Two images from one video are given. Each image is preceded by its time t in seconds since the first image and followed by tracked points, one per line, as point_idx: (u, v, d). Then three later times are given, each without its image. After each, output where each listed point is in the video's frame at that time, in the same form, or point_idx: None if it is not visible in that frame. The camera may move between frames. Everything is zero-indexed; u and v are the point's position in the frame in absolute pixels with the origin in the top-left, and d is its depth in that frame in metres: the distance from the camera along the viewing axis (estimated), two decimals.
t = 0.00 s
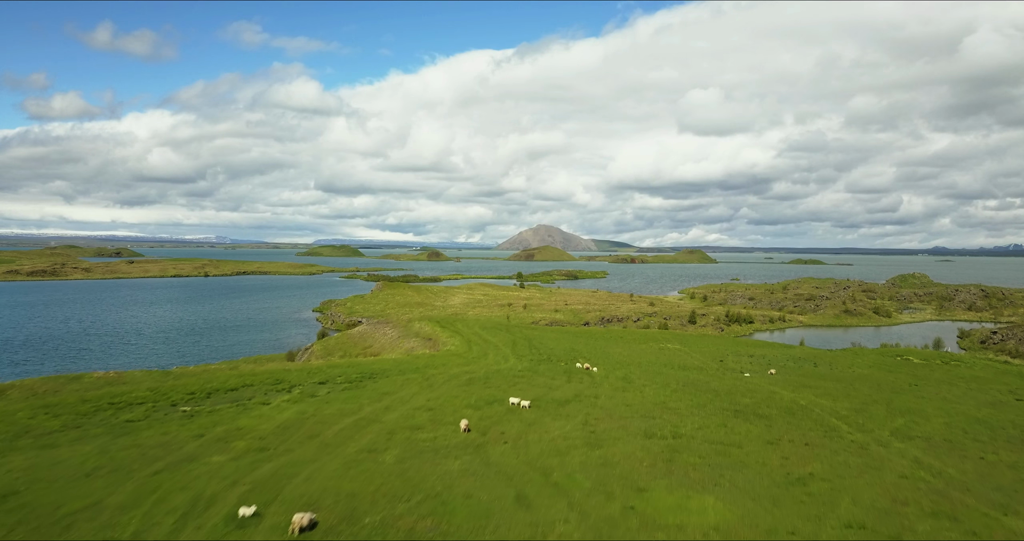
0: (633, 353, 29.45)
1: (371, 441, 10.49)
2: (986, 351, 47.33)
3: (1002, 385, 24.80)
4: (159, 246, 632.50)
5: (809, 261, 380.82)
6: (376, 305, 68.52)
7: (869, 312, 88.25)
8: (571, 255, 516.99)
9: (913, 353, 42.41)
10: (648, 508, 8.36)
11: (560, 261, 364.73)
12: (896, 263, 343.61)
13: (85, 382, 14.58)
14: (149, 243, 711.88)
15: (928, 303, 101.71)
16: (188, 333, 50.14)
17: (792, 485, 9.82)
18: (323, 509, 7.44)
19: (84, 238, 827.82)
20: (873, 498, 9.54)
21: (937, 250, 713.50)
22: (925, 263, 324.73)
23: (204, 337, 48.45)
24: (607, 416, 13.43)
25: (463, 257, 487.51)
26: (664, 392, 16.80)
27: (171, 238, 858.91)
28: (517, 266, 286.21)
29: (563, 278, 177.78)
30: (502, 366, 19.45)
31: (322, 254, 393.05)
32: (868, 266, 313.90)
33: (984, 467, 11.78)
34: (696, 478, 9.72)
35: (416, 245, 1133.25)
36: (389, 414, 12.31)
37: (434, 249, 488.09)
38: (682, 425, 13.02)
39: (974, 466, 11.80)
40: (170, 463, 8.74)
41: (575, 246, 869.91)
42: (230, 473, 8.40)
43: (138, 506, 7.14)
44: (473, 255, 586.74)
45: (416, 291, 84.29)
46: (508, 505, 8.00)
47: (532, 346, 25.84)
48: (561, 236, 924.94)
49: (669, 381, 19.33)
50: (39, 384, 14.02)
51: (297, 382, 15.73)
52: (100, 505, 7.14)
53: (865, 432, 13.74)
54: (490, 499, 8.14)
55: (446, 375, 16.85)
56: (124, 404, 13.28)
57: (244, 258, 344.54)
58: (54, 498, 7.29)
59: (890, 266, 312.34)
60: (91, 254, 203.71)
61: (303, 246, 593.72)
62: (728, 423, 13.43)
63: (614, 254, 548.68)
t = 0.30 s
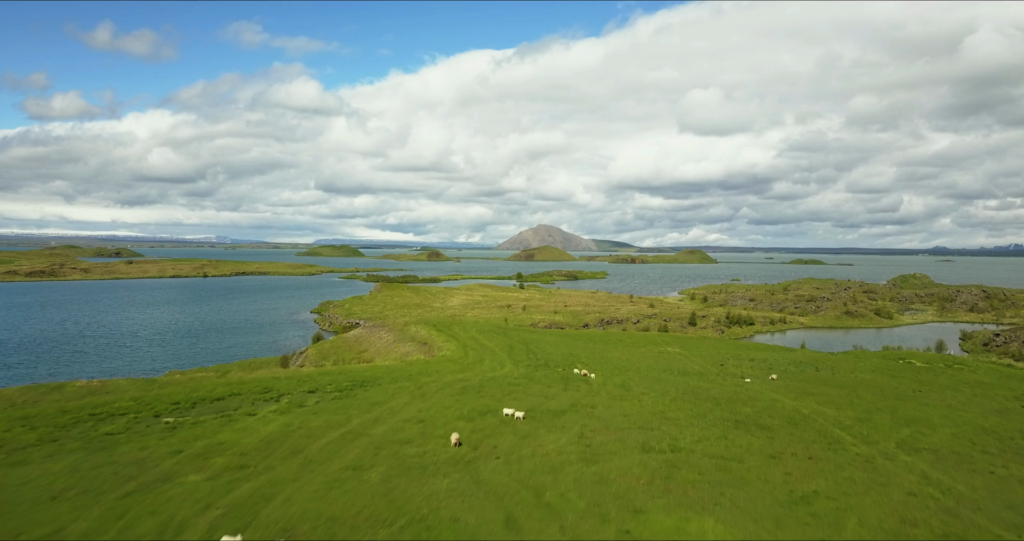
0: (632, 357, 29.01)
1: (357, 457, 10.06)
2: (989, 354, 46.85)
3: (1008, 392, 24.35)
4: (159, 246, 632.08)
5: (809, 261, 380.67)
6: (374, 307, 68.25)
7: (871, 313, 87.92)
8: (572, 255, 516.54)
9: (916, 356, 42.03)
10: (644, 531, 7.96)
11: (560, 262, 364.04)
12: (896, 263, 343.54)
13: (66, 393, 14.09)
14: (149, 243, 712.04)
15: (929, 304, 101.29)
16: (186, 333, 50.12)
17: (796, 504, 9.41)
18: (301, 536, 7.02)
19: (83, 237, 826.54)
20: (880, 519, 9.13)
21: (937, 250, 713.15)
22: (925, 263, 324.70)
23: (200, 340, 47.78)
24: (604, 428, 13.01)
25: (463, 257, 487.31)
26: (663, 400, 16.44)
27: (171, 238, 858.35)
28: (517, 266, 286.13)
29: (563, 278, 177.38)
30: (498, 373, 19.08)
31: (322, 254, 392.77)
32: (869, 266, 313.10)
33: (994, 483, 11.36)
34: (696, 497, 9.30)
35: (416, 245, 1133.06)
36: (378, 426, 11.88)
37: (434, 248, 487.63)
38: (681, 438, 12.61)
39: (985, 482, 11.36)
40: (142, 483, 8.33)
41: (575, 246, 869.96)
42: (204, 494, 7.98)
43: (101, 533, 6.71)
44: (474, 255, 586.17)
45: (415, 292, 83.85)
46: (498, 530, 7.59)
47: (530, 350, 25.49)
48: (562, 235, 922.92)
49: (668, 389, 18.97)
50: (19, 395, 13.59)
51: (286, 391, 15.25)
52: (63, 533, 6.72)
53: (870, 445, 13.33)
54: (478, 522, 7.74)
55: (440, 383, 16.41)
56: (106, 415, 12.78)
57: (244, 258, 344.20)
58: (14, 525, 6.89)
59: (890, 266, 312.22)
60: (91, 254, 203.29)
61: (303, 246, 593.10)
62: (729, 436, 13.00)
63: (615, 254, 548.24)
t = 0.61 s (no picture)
0: (631, 362, 28.56)
1: (342, 476, 9.61)
2: (992, 357, 46.39)
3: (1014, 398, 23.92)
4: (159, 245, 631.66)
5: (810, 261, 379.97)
6: (373, 308, 67.89)
7: (872, 314, 87.56)
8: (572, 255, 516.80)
9: (918, 360, 41.61)
10: None
11: (560, 262, 363.63)
12: (897, 262, 343.18)
13: (46, 403, 13.66)
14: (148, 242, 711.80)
15: (931, 305, 100.90)
16: (182, 335, 49.40)
17: (800, 525, 8.98)
18: None
19: (84, 237, 827.53)
20: None
21: (938, 250, 712.64)
22: (925, 262, 324.53)
23: (195, 341, 47.12)
24: (601, 441, 12.60)
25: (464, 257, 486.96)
26: (662, 410, 16.03)
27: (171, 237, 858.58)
28: (517, 266, 285.43)
29: (563, 279, 177.02)
30: (493, 380, 18.68)
31: (322, 254, 392.37)
32: (869, 266, 312.82)
33: (1006, 500, 10.92)
34: (695, 518, 8.87)
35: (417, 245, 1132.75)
36: (366, 440, 11.45)
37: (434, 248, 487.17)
38: (680, 451, 12.17)
39: (996, 499, 10.93)
40: (110, 507, 7.89)
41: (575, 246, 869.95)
42: (174, 521, 7.54)
43: None
44: (474, 255, 585.75)
45: (414, 293, 83.57)
46: None
47: (527, 355, 25.09)
48: (562, 235, 922.47)
49: (667, 396, 18.57)
50: None
51: (275, 400, 14.76)
52: None
53: (876, 459, 12.90)
54: None
55: (433, 392, 15.98)
56: (86, 427, 12.32)
57: (244, 258, 343.71)
58: None
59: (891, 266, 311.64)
60: (90, 254, 202.53)
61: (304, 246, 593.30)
62: (730, 449, 12.58)
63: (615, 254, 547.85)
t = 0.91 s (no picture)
0: (630, 367, 28.17)
1: (325, 496, 9.17)
2: (996, 360, 46.02)
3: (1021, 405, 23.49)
4: (159, 245, 630.75)
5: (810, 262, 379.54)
6: (371, 310, 67.51)
7: (874, 316, 87.14)
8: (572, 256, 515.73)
9: (920, 363, 41.20)
10: None
11: (560, 262, 363.13)
12: (897, 262, 342.58)
13: (25, 415, 13.17)
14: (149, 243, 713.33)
15: (933, 307, 100.47)
16: (178, 336, 49.03)
17: None
18: None
19: (83, 236, 824.05)
20: None
21: (939, 251, 711.50)
22: (925, 262, 323.87)
23: (191, 343, 46.37)
24: (597, 455, 12.18)
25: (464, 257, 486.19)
26: (662, 421, 15.64)
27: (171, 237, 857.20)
28: (518, 266, 285.62)
29: (563, 279, 176.66)
30: (489, 388, 18.31)
31: (322, 254, 391.77)
32: (870, 266, 312.07)
33: (1019, 519, 10.50)
34: None
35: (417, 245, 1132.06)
36: (354, 456, 11.04)
37: (434, 248, 486.85)
38: (679, 467, 11.75)
39: (1009, 518, 10.50)
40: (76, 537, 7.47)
41: (575, 246, 869.41)
42: None
43: None
44: (474, 254, 585.53)
45: (413, 294, 83.32)
46: None
47: (525, 361, 24.73)
48: (563, 235, 922.11)
49: (667, 405, 18.17)
50: None
51: (262, 411, 14.25)
52: None
53: (882, 473, 12.48)
54: None
55: (425, 401, 15.57)
56: (63, 441, 11.84)
57: (244, 258, 342.73)
58: None
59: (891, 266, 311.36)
60: (89, 254, 201.69)
61: (304, 246, 592.31)
62: (731, 464, 12.16)
63: (616, 254, 547.38)
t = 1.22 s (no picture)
0: (629, 373, 27.76)
1: (306, 520, 8.71)
2: (999, 363, 45.64)
3: None
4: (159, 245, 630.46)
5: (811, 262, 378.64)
6: (369, 312, 67.24)
7: (875, 317, 86.80)
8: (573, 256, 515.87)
9: (922, 367, 40.83)
10: None
11: (560, 261, 363.93)
12: (898, 262, 342.04)
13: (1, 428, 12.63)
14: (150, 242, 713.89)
15: (934, 308, 99.98)
16: (173, 337, 48.57)
17: None
18: None
19: (84, 236, 825.45)
20: None
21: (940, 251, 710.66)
22: (926, 262, 323.36)
23: (186, 344, 45.88)
24: (593, 470, 11.77)
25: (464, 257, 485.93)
26: (661, 432, 15.26)
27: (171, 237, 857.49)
28: (518, 265, 285.43)
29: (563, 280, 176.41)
30: (484, 397, 17.92)
31: (323, 254, 391.58)
32: (871, 266, 311.59)
33: None
34: None
35: (417, 245, 1131.73)
36: (339, 473, 10.59)
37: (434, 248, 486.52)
38: (678, 483, 11.32)
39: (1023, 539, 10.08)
40: None
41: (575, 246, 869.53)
42: None
43: None
44: (474, 254, 585.34)
45: (412, 295, 82.87)
46: None
47: (521, 366, 24.38)
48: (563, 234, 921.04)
49: (666, 415, 17.79)
50: None
51: (249, 422, 13.74)
52: None
53: (888, 490, 12.06)
54: None
55: (417, 412, 15.14)
56: (39, 457, 11.12)
57: (244, 259, 342.30)
58: None
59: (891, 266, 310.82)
60: (89, 254, 201.00)
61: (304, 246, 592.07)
62: (732, 481, 11.74)
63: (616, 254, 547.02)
